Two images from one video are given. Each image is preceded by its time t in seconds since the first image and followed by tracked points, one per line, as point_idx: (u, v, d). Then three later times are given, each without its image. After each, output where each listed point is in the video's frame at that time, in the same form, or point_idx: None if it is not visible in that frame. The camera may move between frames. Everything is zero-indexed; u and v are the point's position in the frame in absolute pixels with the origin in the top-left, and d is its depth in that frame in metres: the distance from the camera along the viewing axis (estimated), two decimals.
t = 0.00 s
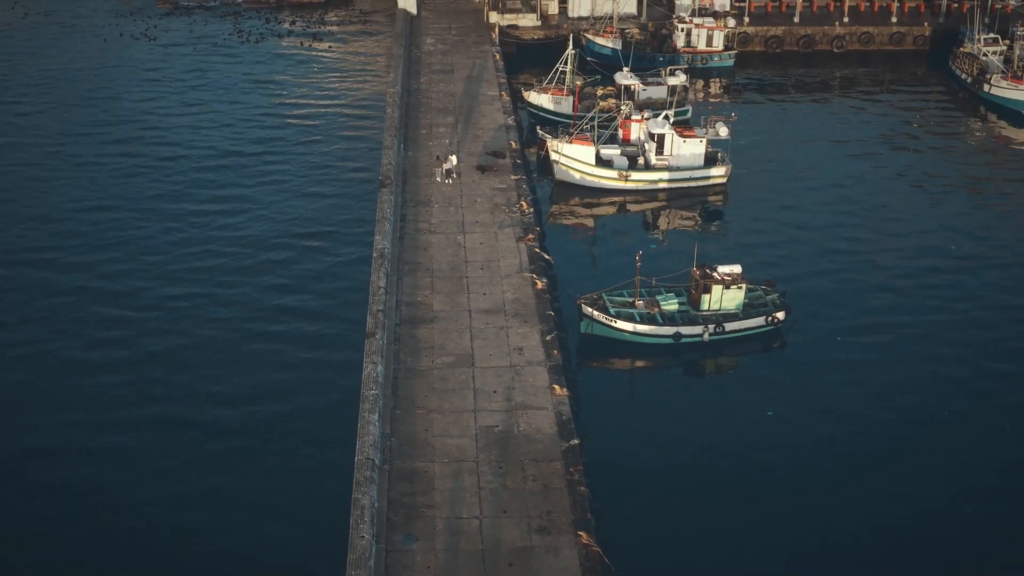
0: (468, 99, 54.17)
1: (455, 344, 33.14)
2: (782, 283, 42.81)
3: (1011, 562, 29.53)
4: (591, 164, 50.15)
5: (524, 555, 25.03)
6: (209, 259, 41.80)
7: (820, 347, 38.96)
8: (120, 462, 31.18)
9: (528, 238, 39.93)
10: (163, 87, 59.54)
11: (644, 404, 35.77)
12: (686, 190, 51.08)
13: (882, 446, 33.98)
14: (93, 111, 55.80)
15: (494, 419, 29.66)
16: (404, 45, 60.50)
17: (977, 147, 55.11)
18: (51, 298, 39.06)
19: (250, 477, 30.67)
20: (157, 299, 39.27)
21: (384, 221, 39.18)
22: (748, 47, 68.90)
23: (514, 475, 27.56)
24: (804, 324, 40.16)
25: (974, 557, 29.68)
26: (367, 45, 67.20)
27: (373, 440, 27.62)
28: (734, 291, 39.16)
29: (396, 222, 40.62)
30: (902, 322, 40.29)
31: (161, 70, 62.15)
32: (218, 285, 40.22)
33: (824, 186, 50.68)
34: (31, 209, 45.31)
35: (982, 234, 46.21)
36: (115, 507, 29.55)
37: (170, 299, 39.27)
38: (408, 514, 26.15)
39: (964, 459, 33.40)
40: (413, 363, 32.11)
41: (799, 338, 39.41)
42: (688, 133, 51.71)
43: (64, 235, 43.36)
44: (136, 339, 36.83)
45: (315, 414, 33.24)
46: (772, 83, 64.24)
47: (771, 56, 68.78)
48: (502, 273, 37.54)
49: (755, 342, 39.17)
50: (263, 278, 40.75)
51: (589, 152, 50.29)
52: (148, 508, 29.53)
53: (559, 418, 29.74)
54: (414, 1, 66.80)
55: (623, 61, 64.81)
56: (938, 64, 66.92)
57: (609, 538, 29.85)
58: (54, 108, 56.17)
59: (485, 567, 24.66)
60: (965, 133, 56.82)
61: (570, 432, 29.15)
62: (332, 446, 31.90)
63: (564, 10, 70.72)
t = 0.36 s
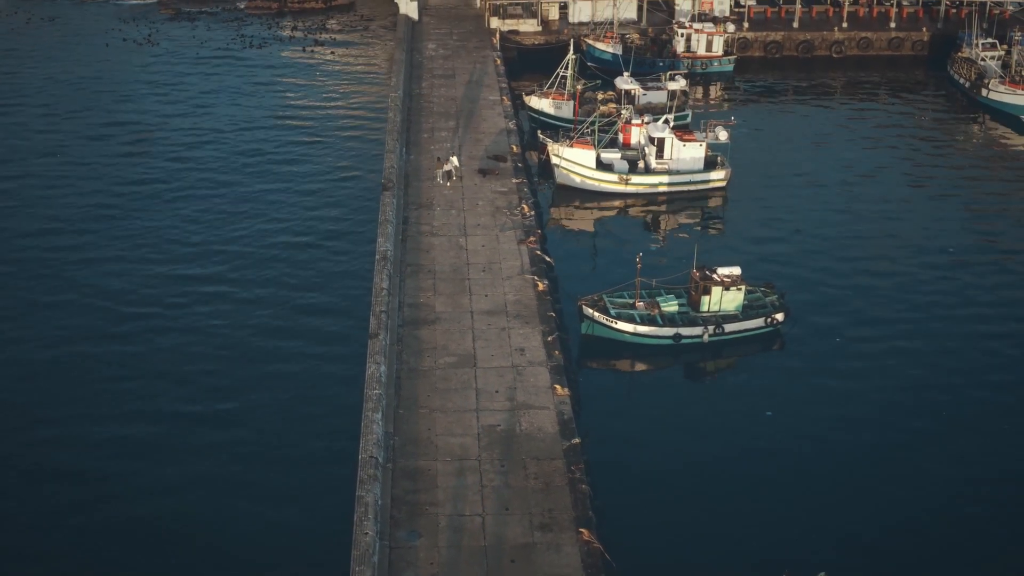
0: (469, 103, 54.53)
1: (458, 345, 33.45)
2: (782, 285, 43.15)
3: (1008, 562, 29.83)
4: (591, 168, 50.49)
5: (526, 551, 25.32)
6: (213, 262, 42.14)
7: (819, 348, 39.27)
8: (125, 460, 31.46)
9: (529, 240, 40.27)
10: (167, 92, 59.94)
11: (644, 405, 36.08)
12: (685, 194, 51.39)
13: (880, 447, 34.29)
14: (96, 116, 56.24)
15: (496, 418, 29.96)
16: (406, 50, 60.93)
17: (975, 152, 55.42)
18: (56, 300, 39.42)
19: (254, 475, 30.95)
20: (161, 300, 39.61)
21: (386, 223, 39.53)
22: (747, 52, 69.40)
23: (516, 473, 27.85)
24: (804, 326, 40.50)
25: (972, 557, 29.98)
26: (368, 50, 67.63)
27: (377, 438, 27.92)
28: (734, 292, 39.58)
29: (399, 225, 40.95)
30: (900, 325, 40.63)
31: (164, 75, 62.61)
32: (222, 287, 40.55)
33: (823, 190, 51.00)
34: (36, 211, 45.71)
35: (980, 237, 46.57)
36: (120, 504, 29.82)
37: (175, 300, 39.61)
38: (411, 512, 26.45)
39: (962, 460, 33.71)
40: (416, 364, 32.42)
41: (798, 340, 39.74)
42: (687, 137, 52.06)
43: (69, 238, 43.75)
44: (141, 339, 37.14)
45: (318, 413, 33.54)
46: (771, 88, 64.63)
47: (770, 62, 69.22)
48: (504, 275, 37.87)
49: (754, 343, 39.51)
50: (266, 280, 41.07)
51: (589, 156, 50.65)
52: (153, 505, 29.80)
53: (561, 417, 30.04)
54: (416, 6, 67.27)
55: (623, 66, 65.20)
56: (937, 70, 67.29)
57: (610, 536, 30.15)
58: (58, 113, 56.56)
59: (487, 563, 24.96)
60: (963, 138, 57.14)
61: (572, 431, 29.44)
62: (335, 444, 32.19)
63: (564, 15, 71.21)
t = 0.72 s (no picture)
0: (471, 108, 54.90)
1: (460, 345, 33.77)
2: (781, 288, 43.49)
3: (1006, 562, 30.11)
4: (592, 171, 50.84)
5: (528, 548, 25.61)
6: (217, 265, 42.51)
7: (818, 350, 39.59)
8: (130, 460, 31.75)
9: (531, 243, 40.60)
10: (170, 96, 60.34)
11: (644, 406, 36.38)
12: (686, 198, 51.74)
13: (879, 448, 34.58)
14: (100, 120, 56.64)
15: (499, 417, 30.27)
16: (407, 55, 61.36)
17: (974, 156, 55.75)
18: (62, 302, 39.76)
19: (259, 474, 31.25)
20: (166, 302, 39.95)
21: (389, 226, 39.87)
22: (747, 57, 69.70)
23: (518, 472, 28.15)
24: (802, 328, 40.85)
25: (970, 557, 30.27)
26: (370, 55, 68.05)
27: (380, 437, 28.22)
28: (733, 294, 39.93)
29: (401, 228, 41.30)
30: (899, 327, 40.94)
31: (167, 80, 63.05)
32: (226, 289, 40.88)
33: (821, 193, 51.33)
34: (41, 214, 46.07)
35: (978, 241, 46.91)
36: (126, 503, 30.11)
37: (179, 302, 39.93)
38: (414, 509, 26.76)
39: (960, 461, 34.00)
40: (419, 364, 32.73)
41: (797, 342, 40.07)
42: (687, 141, 52.39)
43: (74, 241, 44.11)
44: (145, 341, 37.46)
45: (321, 413, 33.84)
46: (771, 93, 65.00)
47: (770, 67, 69.60)
48: (506, 277, 38.19)
49: (754, 345, 39.84)
50: (269, 282, 41.40)
51: (590, 159, 51.02)
52: (159, 504, 30.09)
53: (562, 417, 30.36)
54: (417, 12, 67.69)
55: (624, 71, 65.59)
56: (936, 75, 67.69)
57: (610, 536, 30.45)
58: (62, 117, 56.97)
59: (490, 560, 25.25)
60: (962, 142, 57.48)
61: (573, 430, 29.75)
62: (339, 445, 32.49)
63: (565, 21, 71.65)
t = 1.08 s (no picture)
0: (472, 111, 55.28)
1: (462, 345, 34.09)
2: (780, 290, 43.87)
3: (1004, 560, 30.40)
4: (593, 174, 51.22)
5: (531, 545, 25.92)
6: (222, 267, 42.91)
7: (817, 350, 39.94)
8: (136, 458, 32.07)
9: (532, 245, 40.96)
10: (174, 100, 60.75)
11: (645, 406, 36.73)
12: (685, 201, 52.13)
13: (878, 448, 34.91)
14: (104, 124, 57.04)
15: (501, 416, 30.59)
16: (409, 60, 61.75)
17: (972, 160, 56.08)
18: (67, 303, 40.14)
19: (263, 472, 31.58)
20: (170, 303, 40.31)
21: (391, 228, 40.20)
22: (746, 62, 70.12)
23: (520, 470, 28.45)
24: (801, 329, 41.21)
25: (968, 555, 30.57)
26: (371, 59, 68.43)
27: (383, 435, 28.52)
28: (733, 295, 40.32)
29: (403, 230, 41.65)
30: (898, 328, 41.27)
31: (170, 84, 63.47)
32: (230, 290, 41.25)
33: (821, 197, 51.66)
34: (46, 218, 46.46)
35: (976, 244, 47.26)
36: (132, 500, 30.41)
37: (183, 303, 40.29)
38: (417, 506, 27.05)
39: (959, 461, 34.32)
40: (421, 364, 33.06)
41: (796, 342, 40.44)
42: (687, 144, 52.72)
43: (79, 243, 44.51)
44: (151, 342, 37.80)
45: (325, 412, 34.18)
46: (771, 98, 65.35)
47: (769, 71, 70.00)
48: (507, 278, 38.53)
49: (753, 346, 40.23)
50: (273, 284, 41.75)
51: (590, 162, 51.42)
52: (164, 501, 30.39)
53: (564, 415, 30.66)
54: (419, 17, 68.08)
55: (624, 75, 65.94)
56: (934, 79, 68.07)
57: (611, 534, 30.76)
58: (66, 121, 57.37)
59: (493, 556, 25.55)
60: (960, 146, 57.81)
61: (574, 429, 30.05)
62: (342, 444, 32.83)
63: (565, 26, 72.11)
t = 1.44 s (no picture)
0: (473, 115, 55.65)
1: (464, 346, 34.39)
2: (780, 291, 44.23)
3: (1002, 559, 30.67)
4: (593, 177, 51.56)
5: (532, 541, 26.20)
6: (226, 268, 43.29)
7: (816, 352, 40.27)
8: (141, 457, 32.39)
9: (534, 246, 41.29)
10: (177, 104, 61.18)
11: (645, 406, 37.10)
12: (685, 203, 52.48)
13: (876, 448, 35.21)
14: (107, 127, 57.45)
15: (503, 415, 30.90)
16: (411, 64, 62.16)
17: (970, 164, 56.43)
18: (73, 304, 40.51)
19: (267, 471, 31.89)
20: (175, 304, 40.68)
21: (393, 231, 40.52)
22: (745, 66, 70.51)
23: (522, 468, 28.74)
24: (800, 330, 41.57)
25: (965, 554, 30.87)
26: (373, 64, 68.84)
27: (386, 433, 28.82)
28: (733, 296, 40.66)
29: (406, 232, 41.99)
30: (897, 330, 41.58)
31: (173, 89, 63.84)
32: (234, 291, 41.61)
33: (820, 200, 51.98)
34: (51, 221, 46.86)
35: (974, 247, 47.57)
36: (138, 498, 30.72)
37: (188, 304, 40.67)
38: (420, 504, 27.34)
39: (957, 461, 34.60)
40: (424, 364, 33.37)
41: (795, 343, 40.79)
42: (687, 147, 53.08)
43: (84, 246, 44.88)
44: (155, 343, 38.15)
45: (329, 413, 34.52)
46: (770, 102, 65.70)
47: (769, 76, 70.37)
48: (509, 279, 38.86)
49: (752, 347, 40.61)
50: (276, 285, 42.13)
51: (591, 165, 51.76)
52: (169, 500, 30.70)
53: (565, 414, 30.96)
54: (421, 22, 68.41)
55: (624, 80, 66.31)
56: (933, 84, 68.48)
57: (612, 533, 31.06)
58: (70, 124, 57.76)
59: (494, 552, 25.82)
60: (958, 150, 58.14)
61: (575, 428, 30.35)
62: (346, 444, 33.13)
63: (566, 30, 72.55)
